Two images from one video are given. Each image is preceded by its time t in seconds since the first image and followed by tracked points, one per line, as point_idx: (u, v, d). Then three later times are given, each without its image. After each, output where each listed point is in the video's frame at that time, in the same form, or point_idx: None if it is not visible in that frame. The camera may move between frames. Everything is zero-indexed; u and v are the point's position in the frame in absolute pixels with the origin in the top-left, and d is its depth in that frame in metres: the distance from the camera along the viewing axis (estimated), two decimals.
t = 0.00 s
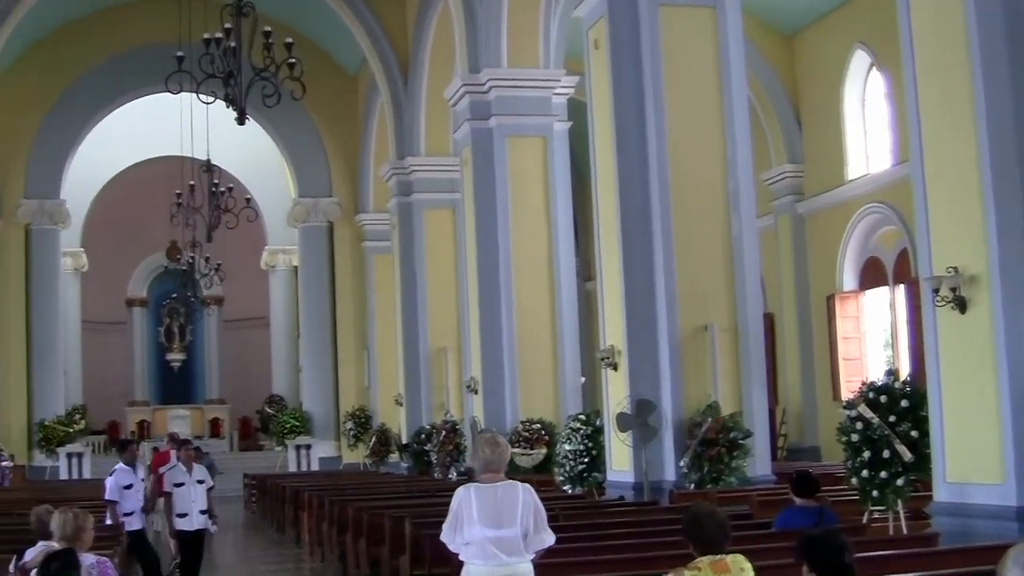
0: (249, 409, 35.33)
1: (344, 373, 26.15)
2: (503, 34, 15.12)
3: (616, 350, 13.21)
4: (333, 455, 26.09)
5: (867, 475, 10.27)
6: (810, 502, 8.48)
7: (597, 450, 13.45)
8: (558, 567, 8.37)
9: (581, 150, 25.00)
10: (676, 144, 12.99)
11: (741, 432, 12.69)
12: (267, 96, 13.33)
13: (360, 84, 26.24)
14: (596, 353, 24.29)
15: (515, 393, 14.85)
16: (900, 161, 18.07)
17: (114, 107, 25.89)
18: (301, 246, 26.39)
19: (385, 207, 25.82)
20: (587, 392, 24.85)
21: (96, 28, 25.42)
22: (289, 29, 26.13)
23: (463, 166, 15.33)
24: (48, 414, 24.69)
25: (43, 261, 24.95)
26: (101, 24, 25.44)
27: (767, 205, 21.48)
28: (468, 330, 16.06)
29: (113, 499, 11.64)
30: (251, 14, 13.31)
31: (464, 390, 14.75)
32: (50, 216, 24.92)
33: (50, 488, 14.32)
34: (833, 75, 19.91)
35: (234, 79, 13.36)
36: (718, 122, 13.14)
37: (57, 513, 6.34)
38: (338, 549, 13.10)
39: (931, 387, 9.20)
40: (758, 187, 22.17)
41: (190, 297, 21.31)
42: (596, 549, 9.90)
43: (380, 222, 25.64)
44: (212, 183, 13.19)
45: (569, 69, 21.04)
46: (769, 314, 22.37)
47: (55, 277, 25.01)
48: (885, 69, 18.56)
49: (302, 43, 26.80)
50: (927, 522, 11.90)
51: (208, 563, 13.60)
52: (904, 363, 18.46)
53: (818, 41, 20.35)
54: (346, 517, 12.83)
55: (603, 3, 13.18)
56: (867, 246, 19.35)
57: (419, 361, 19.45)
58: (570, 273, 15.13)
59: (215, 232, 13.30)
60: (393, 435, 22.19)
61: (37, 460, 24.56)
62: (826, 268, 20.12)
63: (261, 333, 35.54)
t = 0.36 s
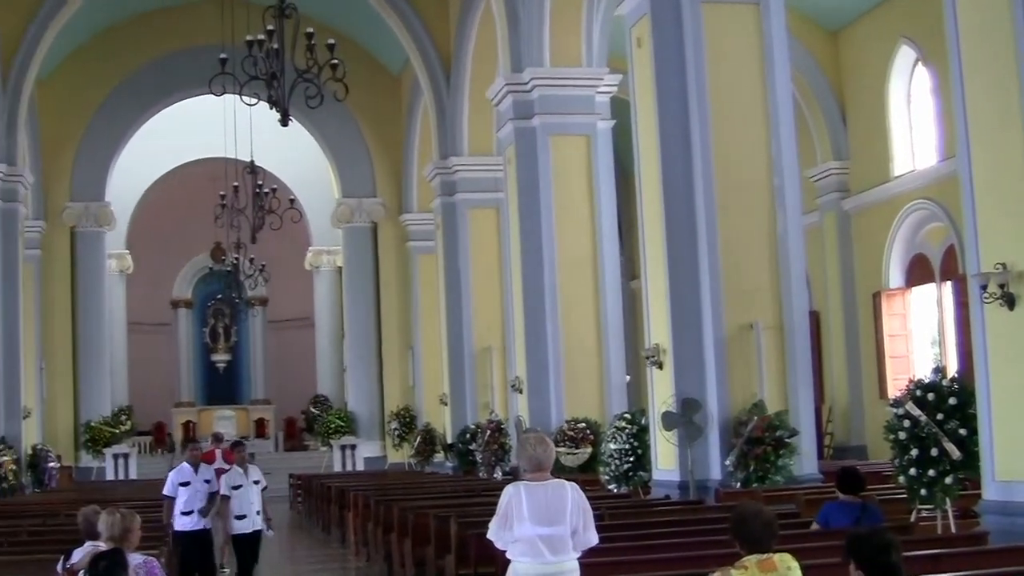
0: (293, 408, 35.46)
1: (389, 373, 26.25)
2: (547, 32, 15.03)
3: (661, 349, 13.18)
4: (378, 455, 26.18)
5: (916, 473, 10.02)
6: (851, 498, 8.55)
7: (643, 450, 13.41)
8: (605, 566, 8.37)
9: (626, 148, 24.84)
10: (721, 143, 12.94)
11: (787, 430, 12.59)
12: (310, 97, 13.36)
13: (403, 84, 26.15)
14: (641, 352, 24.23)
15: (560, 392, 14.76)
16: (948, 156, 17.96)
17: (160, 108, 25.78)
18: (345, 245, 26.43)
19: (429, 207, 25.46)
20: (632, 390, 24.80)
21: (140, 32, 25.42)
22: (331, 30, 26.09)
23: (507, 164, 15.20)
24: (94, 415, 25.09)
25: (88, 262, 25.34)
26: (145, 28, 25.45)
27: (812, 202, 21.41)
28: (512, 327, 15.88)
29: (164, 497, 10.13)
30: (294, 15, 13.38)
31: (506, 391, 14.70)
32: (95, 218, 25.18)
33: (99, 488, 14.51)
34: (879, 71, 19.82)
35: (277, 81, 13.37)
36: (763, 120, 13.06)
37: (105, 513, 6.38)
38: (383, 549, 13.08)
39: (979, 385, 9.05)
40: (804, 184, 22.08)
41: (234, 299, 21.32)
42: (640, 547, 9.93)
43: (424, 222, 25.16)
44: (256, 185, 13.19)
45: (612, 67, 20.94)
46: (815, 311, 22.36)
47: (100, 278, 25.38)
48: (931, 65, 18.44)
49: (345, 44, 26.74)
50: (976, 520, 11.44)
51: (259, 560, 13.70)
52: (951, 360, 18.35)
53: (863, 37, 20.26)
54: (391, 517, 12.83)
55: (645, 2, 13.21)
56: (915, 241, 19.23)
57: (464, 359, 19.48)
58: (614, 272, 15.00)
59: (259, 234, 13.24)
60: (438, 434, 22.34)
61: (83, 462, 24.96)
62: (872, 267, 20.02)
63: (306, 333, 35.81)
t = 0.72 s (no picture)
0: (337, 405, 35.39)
1: (432, 370, 25.60)
2: (589, 27, 14.67)
3: (704, 345, 13.12)
4: (422, 451, 25.69)
5: (961, 470, 9.66)
6: (901, 494, 8.60)
7: (687, 446, 13.33)
8: (646, 565, 8.30)
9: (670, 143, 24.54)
10: (765, 139, 12.90)
11: (832, 427, 12.48)
12: (353, 94, 13.31)
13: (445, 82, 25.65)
14: (684, 349, 23.98)
15: (603, 390, 14.57)
16: (993, 152, 17.84)
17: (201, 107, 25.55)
18: (388, 245, 25.87)
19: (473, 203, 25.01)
20: (675, 388, 24.55)
21: (178, 34, 25.17)
22: (372, 27, 25.72)
23: (549, 161, 15.04)
24: (138, 411, 24.63)
25: (132, 258, 24.86)
26: (184, 29, 25.21)
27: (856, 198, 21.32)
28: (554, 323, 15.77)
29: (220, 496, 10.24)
30: (335, 13, 13.27)
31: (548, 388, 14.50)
32: (138, 215, 24.73)
33: (142, 484, 14.61)
34: (923, 66, 19.73)
35: (320, 78, 13.33)
36: (808, 116, 13.00)
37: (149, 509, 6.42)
38: (426, 545, 13.10)
39: None
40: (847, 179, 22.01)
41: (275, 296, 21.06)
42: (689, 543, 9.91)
43: (467, 219, 24.75)
44: (299, 182, 13.15)
45: (653, 63, 20.79)
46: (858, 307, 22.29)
47: (143, 276, 24.90)
48: (976, 59, 18.35)
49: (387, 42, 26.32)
50: None
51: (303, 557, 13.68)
52: (996, 356, 18.16)
53: (907, 31, 20.15)
54: (435, 513, 12.82)
55: None
56: (961, 236, 19.12)
57: (507, 356, 19.28)
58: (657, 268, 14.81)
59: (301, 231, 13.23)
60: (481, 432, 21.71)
61: (128, 458, 24.49)
62: (918, 264, 19.97)
63: (349, 330, 35.64)
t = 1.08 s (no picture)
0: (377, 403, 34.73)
1: (471, 368, 25.10)
2: (629, 23, 14.09)
3: (744, 342, 13.05)
4: (461, 449, 25.14)
5: (1003, 468, 9.48)
6: (941, 496, 8.18)
7: (727, 443, 13.16)
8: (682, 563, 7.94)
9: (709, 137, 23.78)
10: (805, 135, 12.86)
11: (873, 424, 12.37)
12: (392, 91, 13.28)
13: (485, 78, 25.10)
14: (725, 347, 23.61)
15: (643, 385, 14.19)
16: None
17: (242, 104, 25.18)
18: (428, 242, 25.37)
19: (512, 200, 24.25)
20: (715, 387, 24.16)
21: (217, 31, 24.79)
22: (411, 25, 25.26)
23: (588, 160, 14.42)
24: (178, 409, 24.17)
25: (171, 255, 24.44)
26: (224, 24, 24.81)
27: (896, 194, 21.28)
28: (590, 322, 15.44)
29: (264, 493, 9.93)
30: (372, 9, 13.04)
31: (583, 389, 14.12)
32: (178, 212, 24.30)
33: (181, 482, 14.75)
34: (963, 61, 19.67)
35: (358, 76, 13.28)
36: (847, 112, 12.96)
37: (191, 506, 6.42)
38: (466, 542, 13.12)
39: None
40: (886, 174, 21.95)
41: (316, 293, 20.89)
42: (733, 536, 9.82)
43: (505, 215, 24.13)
44: (338, 180, 13.19)
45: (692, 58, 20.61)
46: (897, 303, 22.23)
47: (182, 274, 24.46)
48: (1017, 54, 18.25)
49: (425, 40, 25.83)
50: None
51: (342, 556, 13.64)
52: None
53: (949, 26, 20.08)
54: (474, 510, 12.80)
55: None
56: (1001, 233, 19.01)
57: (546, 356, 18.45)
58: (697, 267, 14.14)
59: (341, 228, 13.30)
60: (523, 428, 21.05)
61: (168, 455, 23.96)
62: (960, 260, 19.90)
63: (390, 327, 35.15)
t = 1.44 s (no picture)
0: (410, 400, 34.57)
1: (507, 364, 24.54)
2: (665, 18, 13.99)
3: (782, 339, 12.87)
4: (497, 446, 24.63)
5: None
6: (975, 493, 7.87)
7: (763, 440, 13.02)
8: (718, 560, 7.44)
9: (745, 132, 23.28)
10: (842, 129, 12.60)
11: (911, 421, 11.99)
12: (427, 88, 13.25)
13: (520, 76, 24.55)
14: (762, 342, 23.18)
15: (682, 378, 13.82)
16: None
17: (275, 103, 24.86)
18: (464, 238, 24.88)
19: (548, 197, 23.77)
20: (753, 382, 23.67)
21: (252, 30, 24.39)
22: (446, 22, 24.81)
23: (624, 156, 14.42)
24: (215, 407, 23.94)
25: (208, 254, 24.26)
26: (259, 24, 24.40)
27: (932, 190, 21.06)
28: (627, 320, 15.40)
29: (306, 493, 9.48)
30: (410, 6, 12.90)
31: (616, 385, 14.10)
32: (213, 211, 24.08)
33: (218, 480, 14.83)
34: (1001, 54, 19.50)
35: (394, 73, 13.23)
36: (885, 106, 12.72)
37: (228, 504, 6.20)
38: (502, 539, 13.13)
39: None
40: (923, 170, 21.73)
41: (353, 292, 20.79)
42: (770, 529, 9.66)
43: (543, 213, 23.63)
44: (375, 176, 13.24)
45: (728, 53, 20.37)
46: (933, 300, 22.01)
47: (219, 269, 24.32)
48: None
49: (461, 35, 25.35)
50: None
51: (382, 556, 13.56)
52: None
53: (988, 19, 19.87)
54: (512, 508, 12.77)
55: None
56: None
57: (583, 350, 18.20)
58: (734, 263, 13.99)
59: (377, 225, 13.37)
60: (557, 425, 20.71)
61: (205, 453, 23.68)
62: (999, 255, 19.63)
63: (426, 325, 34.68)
